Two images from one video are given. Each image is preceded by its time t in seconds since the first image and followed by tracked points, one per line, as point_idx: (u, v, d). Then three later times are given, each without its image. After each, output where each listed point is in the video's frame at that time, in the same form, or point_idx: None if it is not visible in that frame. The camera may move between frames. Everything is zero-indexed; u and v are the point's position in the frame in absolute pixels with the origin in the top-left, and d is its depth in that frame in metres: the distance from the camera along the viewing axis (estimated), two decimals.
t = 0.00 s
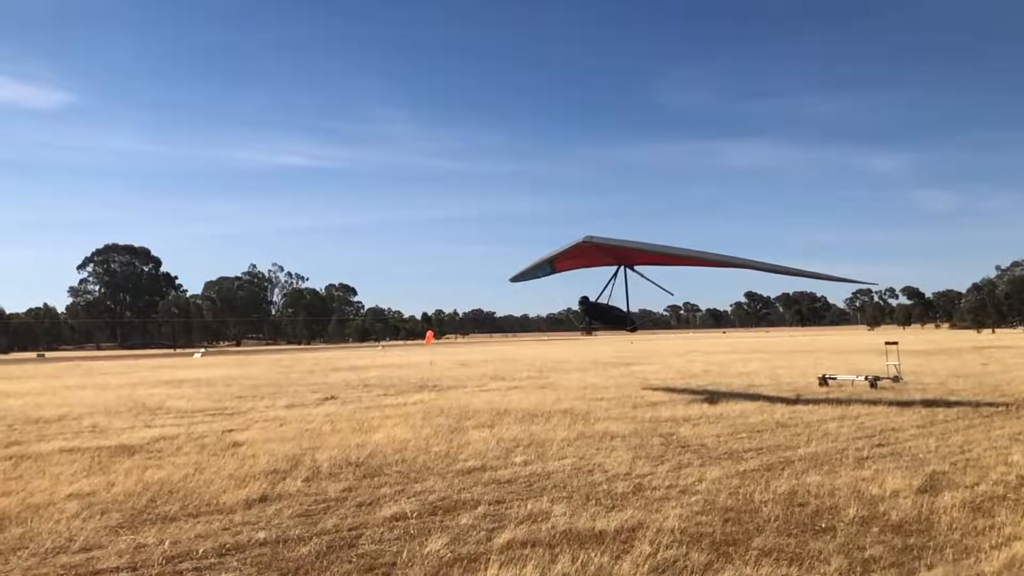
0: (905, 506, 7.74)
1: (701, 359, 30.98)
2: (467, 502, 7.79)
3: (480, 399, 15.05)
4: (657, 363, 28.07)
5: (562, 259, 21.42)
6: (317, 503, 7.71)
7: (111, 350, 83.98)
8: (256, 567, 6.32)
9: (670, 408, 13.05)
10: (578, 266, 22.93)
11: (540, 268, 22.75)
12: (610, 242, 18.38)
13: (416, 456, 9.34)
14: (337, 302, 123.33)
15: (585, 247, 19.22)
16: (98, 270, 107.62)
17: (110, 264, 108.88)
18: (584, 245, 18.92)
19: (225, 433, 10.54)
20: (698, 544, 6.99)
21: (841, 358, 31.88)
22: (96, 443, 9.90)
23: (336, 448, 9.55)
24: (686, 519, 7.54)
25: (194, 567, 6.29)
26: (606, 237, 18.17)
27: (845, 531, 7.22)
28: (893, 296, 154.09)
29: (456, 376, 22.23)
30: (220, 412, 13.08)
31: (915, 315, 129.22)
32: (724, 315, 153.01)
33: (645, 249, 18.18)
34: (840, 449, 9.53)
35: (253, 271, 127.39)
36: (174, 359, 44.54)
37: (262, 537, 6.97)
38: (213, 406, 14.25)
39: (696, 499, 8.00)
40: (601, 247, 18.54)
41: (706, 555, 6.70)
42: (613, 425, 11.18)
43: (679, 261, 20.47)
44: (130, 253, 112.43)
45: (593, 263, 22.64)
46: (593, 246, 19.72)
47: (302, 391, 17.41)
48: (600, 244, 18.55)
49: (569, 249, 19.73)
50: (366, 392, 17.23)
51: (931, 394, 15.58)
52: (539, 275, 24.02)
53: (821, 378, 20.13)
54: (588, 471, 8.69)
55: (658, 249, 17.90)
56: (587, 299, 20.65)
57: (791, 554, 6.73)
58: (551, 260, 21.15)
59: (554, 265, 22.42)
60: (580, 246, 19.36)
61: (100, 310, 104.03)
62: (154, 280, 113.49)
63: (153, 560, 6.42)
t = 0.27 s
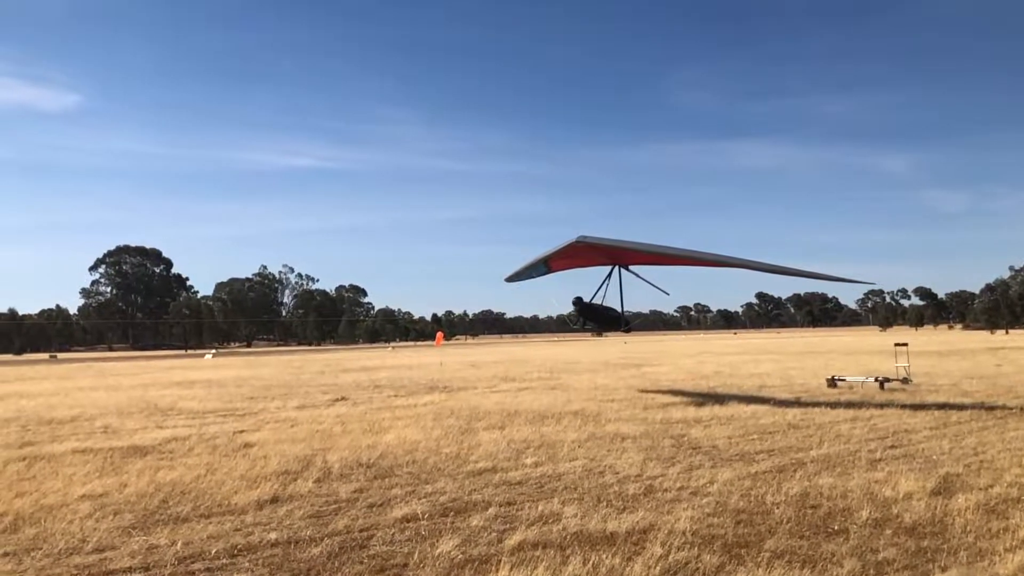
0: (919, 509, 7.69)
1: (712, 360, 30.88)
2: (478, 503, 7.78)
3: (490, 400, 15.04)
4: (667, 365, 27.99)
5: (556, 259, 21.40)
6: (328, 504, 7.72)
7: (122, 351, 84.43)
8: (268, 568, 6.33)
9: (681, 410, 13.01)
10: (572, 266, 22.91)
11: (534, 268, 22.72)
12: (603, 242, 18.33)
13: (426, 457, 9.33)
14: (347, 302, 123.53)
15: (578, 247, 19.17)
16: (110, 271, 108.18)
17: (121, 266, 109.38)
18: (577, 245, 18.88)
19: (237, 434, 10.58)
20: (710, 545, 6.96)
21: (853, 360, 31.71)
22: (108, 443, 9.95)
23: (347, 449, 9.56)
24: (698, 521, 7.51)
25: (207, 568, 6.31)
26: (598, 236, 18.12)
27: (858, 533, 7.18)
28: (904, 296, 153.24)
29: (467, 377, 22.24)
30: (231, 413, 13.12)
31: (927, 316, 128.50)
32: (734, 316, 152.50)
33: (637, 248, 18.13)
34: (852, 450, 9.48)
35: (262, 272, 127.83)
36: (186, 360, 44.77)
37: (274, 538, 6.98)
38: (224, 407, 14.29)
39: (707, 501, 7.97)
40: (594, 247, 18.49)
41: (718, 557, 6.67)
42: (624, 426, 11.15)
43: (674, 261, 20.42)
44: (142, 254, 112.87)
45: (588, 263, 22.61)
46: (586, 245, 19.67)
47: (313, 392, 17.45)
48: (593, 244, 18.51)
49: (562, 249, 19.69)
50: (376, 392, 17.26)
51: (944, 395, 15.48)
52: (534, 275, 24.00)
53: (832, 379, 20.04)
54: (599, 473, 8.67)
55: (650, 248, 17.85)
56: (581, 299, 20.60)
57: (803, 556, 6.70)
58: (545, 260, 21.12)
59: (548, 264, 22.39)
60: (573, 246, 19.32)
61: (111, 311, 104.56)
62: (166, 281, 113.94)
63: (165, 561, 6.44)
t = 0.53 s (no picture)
0: (932, 512, 7.64)
1: (722, 362, 30.72)
2: (489, 504, 7.77)
3: (500, 401, 15.02)
4: (677, 366, 27.93)
5: (550, 259, 21.34)
6: (338, 505, 7.72)
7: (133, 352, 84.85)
8: (279, 569, 6.33)
9: (691, 411, 12.97)
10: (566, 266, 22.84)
11: (528, 269, 22.66)
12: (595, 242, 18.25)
13: (437, 458, 9.32)
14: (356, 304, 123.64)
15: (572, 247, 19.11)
16: (121, 272, 108.62)
17: (132, 267, 109.88)
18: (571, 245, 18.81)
19: (247, 435, 10.60)
20: (722, 547, 6.92)
21: (865, 361, 31.53)
22: (120, 444, 9.98)
23: (357, 450, 9.56)
24: (709, 522, 7.48)
25: (218, 568, 6.31)
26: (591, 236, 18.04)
27: (871, 536, 7.13)
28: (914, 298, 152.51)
29: (477, 378, 22.22)
30: (242, 414, 13.15)
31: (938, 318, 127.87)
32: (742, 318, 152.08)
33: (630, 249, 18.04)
34: (864, 452, 9.43)
35: (270, 274, 128.20)
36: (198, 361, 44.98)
37: (285, 539, 6.98)
38: (235, 407, 14.33)
39: (719, 502, 7.94)
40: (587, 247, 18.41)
41: (730, 559, 6.64)
42: (635, 428, 11.12)
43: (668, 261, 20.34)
44: (153, 256, 112.91)
45: (582, 263, 22.55)
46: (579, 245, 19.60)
47: (323, 392, 17.47)
48: (586, 244, 18.43)
49: (556, 249, 19.64)
50: (386, 393, 17.26)
51: (957, 397, 15.38)
52: (528, 274, 23.94)
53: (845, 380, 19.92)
54: (609, 474, 8.64)
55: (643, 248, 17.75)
56: (574, 299, 20.52)
57: (815, 559, 6.66)
58: (539, 260, 21.07)
59: (542, 264, 22.34)
60: (567, 246, 19.25)
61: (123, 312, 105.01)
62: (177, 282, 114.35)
63: (177, 561, 6.46)
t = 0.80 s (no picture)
0: (947, 515, 7.58)
1: (734, 364, 30.58)
2: (500, 506, 7.77)
3: (511, 403, 15.02)
4: (688, 367, 27.86)
5: (544, 259, 21.29)
6: (351, 506, 7.74)
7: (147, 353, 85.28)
8: (292, 570, 6.34)
9: (703, 413, 12.92)
10: (561, 266, 22.78)
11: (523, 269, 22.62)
12: (588, 243, 18.19)
13: (448, 459, 9.33)
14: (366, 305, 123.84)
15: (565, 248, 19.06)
16: (133, 275, 109.14)
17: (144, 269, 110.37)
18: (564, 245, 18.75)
19: (260, 436, 10.63)
20: (734, 550, 6.89)
21: (877, 362, 31.36)
22: (133, 445, 10.04)
23: (368, 451, 9.58)
24: (721, 524, 7.45)
25: (231, 569, 6.34)
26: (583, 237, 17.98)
27: (885, 539, 7.08)
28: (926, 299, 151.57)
29: (487, 379, 22.21)
30: (253, 415, 13.19)
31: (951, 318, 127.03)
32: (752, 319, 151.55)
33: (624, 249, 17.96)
34: (878, 455, 9.38)
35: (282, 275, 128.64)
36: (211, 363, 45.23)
37: (297, 540, 7.00)
38: (247, 409, 14.37)
39: (731, 504, 7.91)
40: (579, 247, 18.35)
41: (742, 561, 6.61)
42: (646, 429, 11.10)
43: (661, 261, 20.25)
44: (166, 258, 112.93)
45: (577, 264, 22.48)
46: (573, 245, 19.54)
47: (335, 394, 17.51)
48: (579, 244, 18.35)
49: (549, 249, 19.59)
50: (397, 395, 17.28)
51: (971, 399, 15.27)
52: (523, 275, 23.90)
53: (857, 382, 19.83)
54: (621, 476, 8.62)
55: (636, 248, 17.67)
56: (568, 300, 20.44)
57: (829, 561, 6.62)
58: (533, 261, 21.02)
59: (537, 265, 22.29)
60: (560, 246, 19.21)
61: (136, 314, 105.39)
62: (189, 284, 114.80)
63: (191, 561, 6.48)
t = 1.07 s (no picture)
0: (963, 518, 7.51)
1: (747, 365, 30.38)
2: (513, 508, 7.75)
3: (523, 405, 15.01)
4: (701, 369, 27.76)
5: (538, 260, 21.21)
6: (363, 508, 7.74)
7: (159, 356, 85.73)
8: (305, 572, 6.35)
9: (716, 415, 12.87)
10: (556, 268, 22.68)
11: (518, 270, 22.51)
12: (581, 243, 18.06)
13: (460, 461, 9.33)
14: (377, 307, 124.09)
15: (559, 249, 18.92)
16: (146, 277, 109.86)
17: (157, 272, 110.96)
18: (557, 246, 18.61)
19: (272, 438, 10.66)
20: (748, 553, 6.85)
21: (892, 364, 31.13)
22: (146, 447, 10.08)
23: (381, 453, 9.59)
24: (735, 527, 7.41)
25: (244, 571, 6.35)
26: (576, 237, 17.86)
27: (900, 543, 7.02)
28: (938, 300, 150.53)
29: (499, 381, 22.21)
30: (266, 417, 13.23)
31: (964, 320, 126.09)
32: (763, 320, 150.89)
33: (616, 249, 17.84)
34: (893, 457, 9.31)
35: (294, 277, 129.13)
36: (225, 365, 45.49)
37: (311, 542, 7.01)
38: (260, 411, 14.41)
39: (745, 507, 7.87)
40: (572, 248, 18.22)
41: (756, 564, 6.57)
42: (658, 431, 11.07)
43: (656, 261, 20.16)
44: (179, 260, 113.72)
45: (573, 265, 22.37)
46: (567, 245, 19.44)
47: (347, 396, 17.53)
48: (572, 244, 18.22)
49: (543, 250, 19.46)
50: (409, 397, 17.28)
51: (988, 401, 15.14)
52: (519, 276, 23.80)
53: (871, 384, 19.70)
54: (634, 479, 8.59)
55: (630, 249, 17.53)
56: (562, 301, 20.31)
57: (844, 565, 6.56)
58: (527, 262, 20.91)
59: (531, 266, 22.17)
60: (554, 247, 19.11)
61: (150, 316, 105.76)
62: (201, 286, 115.23)
63: (204, 563, 6.50)
